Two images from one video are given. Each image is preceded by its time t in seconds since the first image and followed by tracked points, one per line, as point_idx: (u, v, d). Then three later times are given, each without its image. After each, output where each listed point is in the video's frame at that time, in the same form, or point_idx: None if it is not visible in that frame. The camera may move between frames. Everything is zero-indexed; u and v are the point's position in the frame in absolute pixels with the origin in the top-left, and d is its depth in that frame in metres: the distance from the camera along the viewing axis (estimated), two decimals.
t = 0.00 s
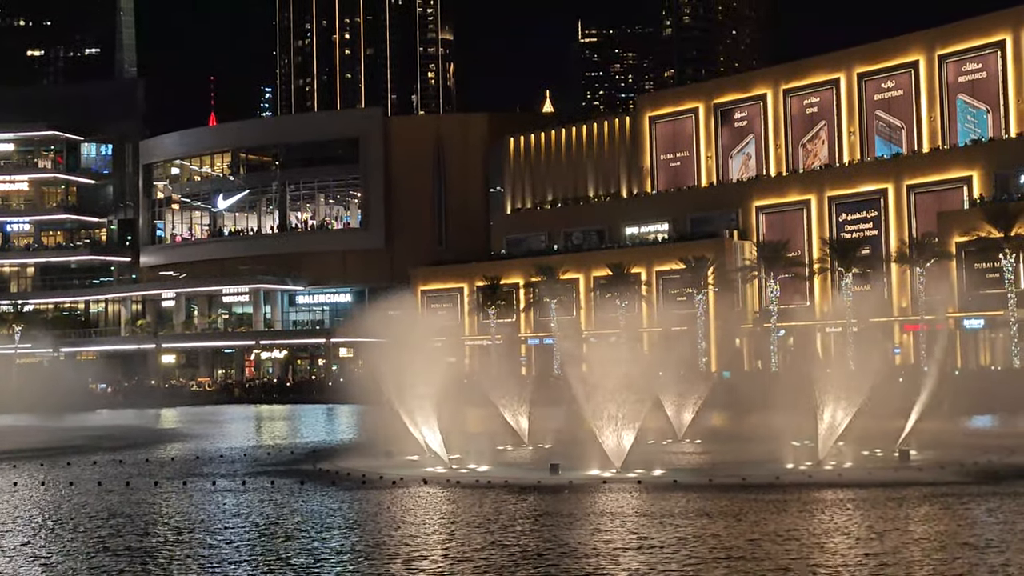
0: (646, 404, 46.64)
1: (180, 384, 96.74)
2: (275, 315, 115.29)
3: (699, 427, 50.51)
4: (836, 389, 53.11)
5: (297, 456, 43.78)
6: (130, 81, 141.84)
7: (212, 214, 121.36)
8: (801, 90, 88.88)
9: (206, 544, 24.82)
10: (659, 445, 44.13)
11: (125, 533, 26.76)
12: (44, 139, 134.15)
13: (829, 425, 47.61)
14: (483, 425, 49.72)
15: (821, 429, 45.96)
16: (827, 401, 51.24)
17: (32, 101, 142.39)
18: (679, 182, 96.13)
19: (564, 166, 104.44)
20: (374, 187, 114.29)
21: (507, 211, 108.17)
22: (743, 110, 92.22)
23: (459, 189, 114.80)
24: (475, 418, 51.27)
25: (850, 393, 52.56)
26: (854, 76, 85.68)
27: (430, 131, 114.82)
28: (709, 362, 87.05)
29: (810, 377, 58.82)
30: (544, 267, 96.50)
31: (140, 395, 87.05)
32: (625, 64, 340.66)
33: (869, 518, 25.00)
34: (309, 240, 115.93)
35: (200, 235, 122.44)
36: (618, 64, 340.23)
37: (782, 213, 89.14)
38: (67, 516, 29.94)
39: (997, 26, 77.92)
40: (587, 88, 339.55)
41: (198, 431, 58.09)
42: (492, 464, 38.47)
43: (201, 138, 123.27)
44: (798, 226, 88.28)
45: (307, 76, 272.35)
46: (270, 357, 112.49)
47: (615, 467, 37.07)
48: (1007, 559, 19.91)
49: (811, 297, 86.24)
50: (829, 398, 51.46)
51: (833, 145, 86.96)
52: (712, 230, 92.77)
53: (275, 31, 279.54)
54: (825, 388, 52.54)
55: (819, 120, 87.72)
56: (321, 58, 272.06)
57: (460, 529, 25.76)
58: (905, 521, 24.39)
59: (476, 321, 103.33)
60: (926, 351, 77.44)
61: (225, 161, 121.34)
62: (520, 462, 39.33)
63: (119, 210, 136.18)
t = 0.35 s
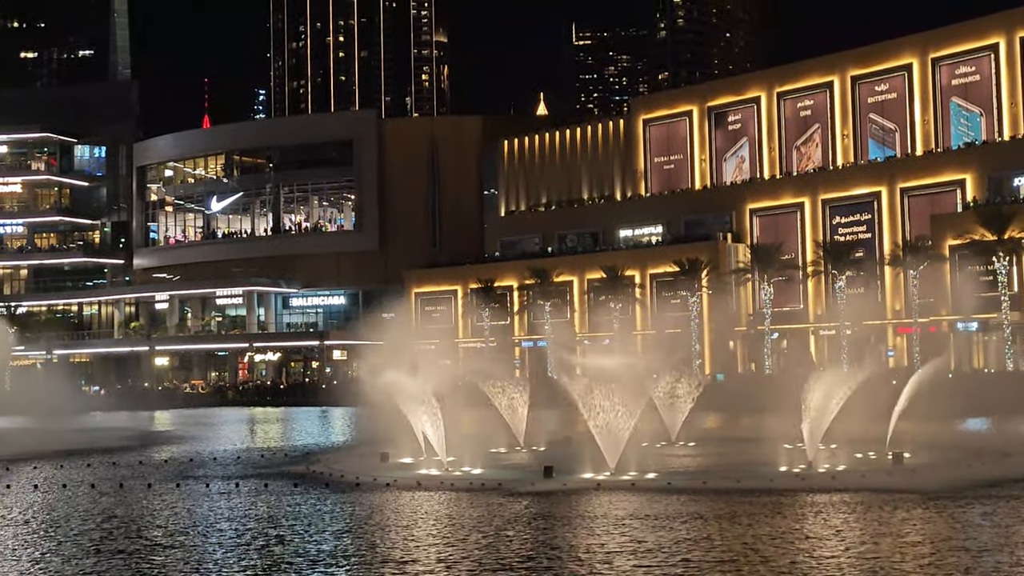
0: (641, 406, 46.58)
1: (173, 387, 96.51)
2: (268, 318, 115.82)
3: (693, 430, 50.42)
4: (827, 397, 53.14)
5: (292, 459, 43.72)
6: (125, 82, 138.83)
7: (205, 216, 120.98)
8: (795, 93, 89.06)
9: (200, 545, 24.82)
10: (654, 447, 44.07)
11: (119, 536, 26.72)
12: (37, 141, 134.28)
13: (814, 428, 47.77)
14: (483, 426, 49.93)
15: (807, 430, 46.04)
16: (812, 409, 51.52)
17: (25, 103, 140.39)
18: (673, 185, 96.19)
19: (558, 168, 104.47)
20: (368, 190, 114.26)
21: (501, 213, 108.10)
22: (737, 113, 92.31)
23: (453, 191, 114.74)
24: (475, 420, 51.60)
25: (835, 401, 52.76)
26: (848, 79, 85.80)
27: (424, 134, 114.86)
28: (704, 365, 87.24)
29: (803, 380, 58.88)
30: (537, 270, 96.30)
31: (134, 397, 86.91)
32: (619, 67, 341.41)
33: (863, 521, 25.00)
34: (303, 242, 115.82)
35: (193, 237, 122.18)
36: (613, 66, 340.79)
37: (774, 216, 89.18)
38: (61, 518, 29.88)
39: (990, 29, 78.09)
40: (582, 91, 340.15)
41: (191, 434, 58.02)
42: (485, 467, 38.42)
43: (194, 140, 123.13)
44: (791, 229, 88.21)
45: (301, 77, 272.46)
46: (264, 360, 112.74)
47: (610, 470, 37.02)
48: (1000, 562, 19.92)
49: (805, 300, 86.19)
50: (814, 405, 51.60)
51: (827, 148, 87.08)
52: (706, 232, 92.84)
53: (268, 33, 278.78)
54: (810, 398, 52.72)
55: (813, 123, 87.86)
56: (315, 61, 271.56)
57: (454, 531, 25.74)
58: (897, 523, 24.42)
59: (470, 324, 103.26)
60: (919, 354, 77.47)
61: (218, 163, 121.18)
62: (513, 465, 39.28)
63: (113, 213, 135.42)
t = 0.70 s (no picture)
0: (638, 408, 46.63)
1: (168, 389, 96.22)
2: (264, 320, 115.66)
3: (688, 431, 50.46)
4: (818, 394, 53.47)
5: (285, 462, 43.69)
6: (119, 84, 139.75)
7: (201, 218, 120.52)
8: (791, 96, 89.18)
9: (197, 548, 24.79)
10: (651, 449, 44.07)
11: (115, 538, 26.70)
12: (34, 142, 133.70)
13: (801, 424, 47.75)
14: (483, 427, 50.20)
15: (797, 430, 46.43)
16: (801, 400, 51.62)
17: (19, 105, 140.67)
18: (669, 187, 96.31)
19: (554, 170, 104.57)
20: (364, 192, 114.20)
21: (497, 215, 108.16)
22: (733, 115, 92.45)
23: (450, 193, 114.84)
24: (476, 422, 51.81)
25: (824, 390, 52.88)
26: (844, 81, 85.97)
27: (420, 136, 114.90)
28: (701, 367, 86.96)
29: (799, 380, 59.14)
30: (534, 272, 96.16)
31: (130, 400, 86.58)
32: (615, 69, 342.09)
33: (861, 523, 24.95)
34: (299, 244, 115.74)
35: (189, 239, 121.58)
36: (608, 68, 341.45)
37: (770, 218, 89.27)
38: (55, 521, 29.85)
39: (986, 32, 78.16)
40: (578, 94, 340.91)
41: (188, 435, 58.07)
42: (481, 469, 38.52)
43: (191, 142, 123.05)
44: (787, 231, 88.36)
45: (297, 79, 270.18)
46: (260, 362, 112.46)
47: (606, 471, 37.15)
48: (997, 567, 19.82)
49: (801, 302, 86.43)
50: (803, 397, 51.86)
51: (823, 150, 87.24)
52: (702, 234, 92.95)
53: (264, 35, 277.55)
54: (800, 388, 52.80)
55: (810, 125, 87.97)
56: (312, 62, 270.45)
57: (451, 534, 25.63)
58: (895, 527, 24.36)
59: (468, 326, 103.56)
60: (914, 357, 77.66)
61: (215, 165, 121.02)
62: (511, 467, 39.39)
63: (109, 214, 136.47)
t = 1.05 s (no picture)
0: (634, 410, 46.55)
1: (165, 391, 96.04)
2: (261, 322, 116.29)
3: (683, 433, 50.45)
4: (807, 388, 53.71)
5: (282, 463, 43.62)
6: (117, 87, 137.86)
7: (198, 220, 120.58)
8: (787, 98, 89.22)
9: (192, 551, 24.79)
10: (647, 451, 44.06)
11: (111, 540, 26.70)
12: (30, 144, 134.23)
13: (793, 431, 47.36)
14: (484, 432, 50.14)
15: (788, 436, 46.31)
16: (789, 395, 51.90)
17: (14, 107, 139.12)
18: (667, 190, 96.29)
19: (551, 172, 104.52)
20: (360, 194, 114.13)
21: (494, 217, 108.21)
22: (730, 118, 92.49)
23: (447, 196, 114.80)
24: (477, 427, 51.70)
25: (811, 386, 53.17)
26: (840, 84, 85.99)
27: (417, 138, 114.91)
28: (697, 369, 87.24)
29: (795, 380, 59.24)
30: (531, 275, 96.08)
31: (128, 403, 86.46)
32: (613, 71, 342.69)
33: (856, 527, 24.93)
34: (296, 246, 115.72)
35: (187, 241, 121.58)
36: (606, 71, 341.93)
37: (767, 220, 89.54)
38: (51, 523, 29.81)
39: (982, 35, 78.19)
40: (576, 96, 341.78)
41: (187, 437, 58.11)
42: (476, 471, 38.51)
43: (188, 144, 122.95)
44: (784, 233, 88.51)
45: (294, 82, 271.46)
46: (256, 364, 112.53)
47: (602, 474, 37.08)
48: (993, 570, 19.77)
49: (798, 304, 86.48)
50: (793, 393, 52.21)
51: (820, 152, 87.25)
52: (699, 237, 93.01)
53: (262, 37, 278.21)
54: (793, 386, 52.94)
55: (807, 127, 87.96)
56: (309, 66, 271.58)
57: (449, 537, 25.47)
58: (892, 530, 24.30)
59: (464, 328, 103.59)
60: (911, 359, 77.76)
61: (211, 167, 120.89)
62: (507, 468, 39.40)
63: (106, 216, 135.77)
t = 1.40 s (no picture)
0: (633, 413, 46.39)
1: (163, 392, 95.83)
2: (260, 323, 115.73)
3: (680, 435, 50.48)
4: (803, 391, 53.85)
5: (281, 465, 43.46)
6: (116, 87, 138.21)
7: (197, 221, 120.54)
8: (786, 99, 89.21)
9: (192, 552, 24.74)
10: (645, 453, 44.02)
11: (111, 541, 26.65)
12: (29, 145, 133.47)
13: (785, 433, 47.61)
14: (484, 437, 49.86)
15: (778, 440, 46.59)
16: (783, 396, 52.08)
17: (14, 108, 138.78)
18: (665, 191, 96.25)
19: (550, 173, 104.50)
20: (359, 195, 114.14)
21: (493, 218, 108.29)
22: (729, 119, 92.52)
23: (446, 196, 114.78)
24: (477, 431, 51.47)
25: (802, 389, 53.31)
26: (839, 85, 86.00)
27: (415, 139, 115.01)
28: (696, 371, 87.34)
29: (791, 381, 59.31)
30: (530, 275, 95.86)
31: (127, 404, 86.28)
32: (612, 72, 343.24)
33: (857, 528, 24.93)
34: (294, 247, 115.67)
35: (185, 241, 121.45)
36: (605, 72, 342.18)
37: (766, 221, 89.53)
38: (52, 524, 29.72)
39: (982, 36, 78.28)
40: (575, 97, 342.75)
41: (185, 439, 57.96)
42: (476, 473, 38.40)
43: (187, 145, 122.57)
44: (783, 234, 88.59)
45: (293, 83, 272.53)
46: (255, 365, 112.70)
47: (602, 475, 36.95)
48: (994, 570, 19.79)
49: (796, 305, 86.46)
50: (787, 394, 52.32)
51: (819, 153, 87.22)
52: (698, 238, 92.92)
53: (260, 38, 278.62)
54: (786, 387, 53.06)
55: (806, 128, 87.93)
56: (307, 66, 271.13)
57: (449, 539, 25.41)
58: (894, 531, 24.28)
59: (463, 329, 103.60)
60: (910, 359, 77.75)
61: (210, 168, 120.78)
62: (507, 471, 39.31)
63: (104, 217, 135.87)
